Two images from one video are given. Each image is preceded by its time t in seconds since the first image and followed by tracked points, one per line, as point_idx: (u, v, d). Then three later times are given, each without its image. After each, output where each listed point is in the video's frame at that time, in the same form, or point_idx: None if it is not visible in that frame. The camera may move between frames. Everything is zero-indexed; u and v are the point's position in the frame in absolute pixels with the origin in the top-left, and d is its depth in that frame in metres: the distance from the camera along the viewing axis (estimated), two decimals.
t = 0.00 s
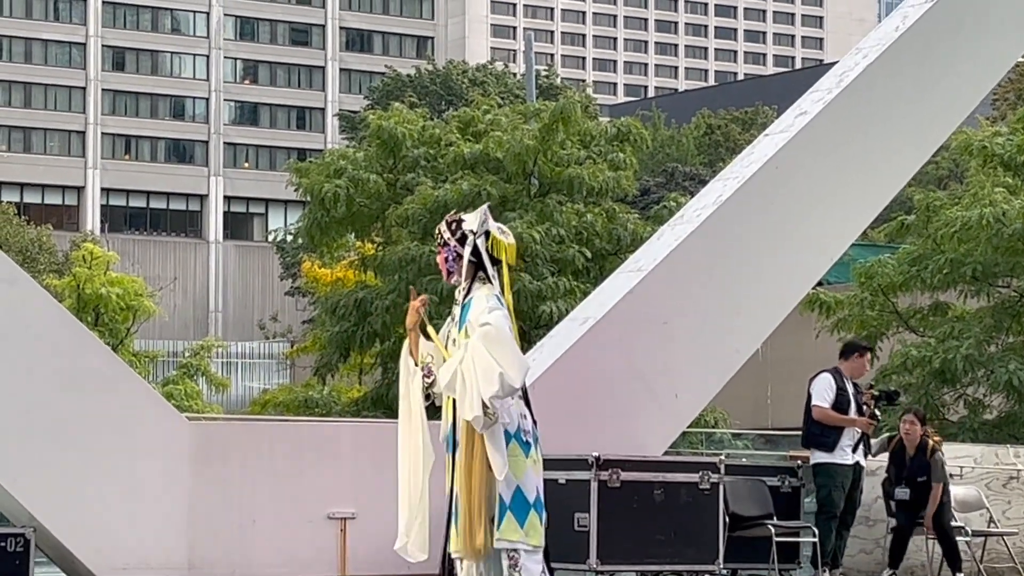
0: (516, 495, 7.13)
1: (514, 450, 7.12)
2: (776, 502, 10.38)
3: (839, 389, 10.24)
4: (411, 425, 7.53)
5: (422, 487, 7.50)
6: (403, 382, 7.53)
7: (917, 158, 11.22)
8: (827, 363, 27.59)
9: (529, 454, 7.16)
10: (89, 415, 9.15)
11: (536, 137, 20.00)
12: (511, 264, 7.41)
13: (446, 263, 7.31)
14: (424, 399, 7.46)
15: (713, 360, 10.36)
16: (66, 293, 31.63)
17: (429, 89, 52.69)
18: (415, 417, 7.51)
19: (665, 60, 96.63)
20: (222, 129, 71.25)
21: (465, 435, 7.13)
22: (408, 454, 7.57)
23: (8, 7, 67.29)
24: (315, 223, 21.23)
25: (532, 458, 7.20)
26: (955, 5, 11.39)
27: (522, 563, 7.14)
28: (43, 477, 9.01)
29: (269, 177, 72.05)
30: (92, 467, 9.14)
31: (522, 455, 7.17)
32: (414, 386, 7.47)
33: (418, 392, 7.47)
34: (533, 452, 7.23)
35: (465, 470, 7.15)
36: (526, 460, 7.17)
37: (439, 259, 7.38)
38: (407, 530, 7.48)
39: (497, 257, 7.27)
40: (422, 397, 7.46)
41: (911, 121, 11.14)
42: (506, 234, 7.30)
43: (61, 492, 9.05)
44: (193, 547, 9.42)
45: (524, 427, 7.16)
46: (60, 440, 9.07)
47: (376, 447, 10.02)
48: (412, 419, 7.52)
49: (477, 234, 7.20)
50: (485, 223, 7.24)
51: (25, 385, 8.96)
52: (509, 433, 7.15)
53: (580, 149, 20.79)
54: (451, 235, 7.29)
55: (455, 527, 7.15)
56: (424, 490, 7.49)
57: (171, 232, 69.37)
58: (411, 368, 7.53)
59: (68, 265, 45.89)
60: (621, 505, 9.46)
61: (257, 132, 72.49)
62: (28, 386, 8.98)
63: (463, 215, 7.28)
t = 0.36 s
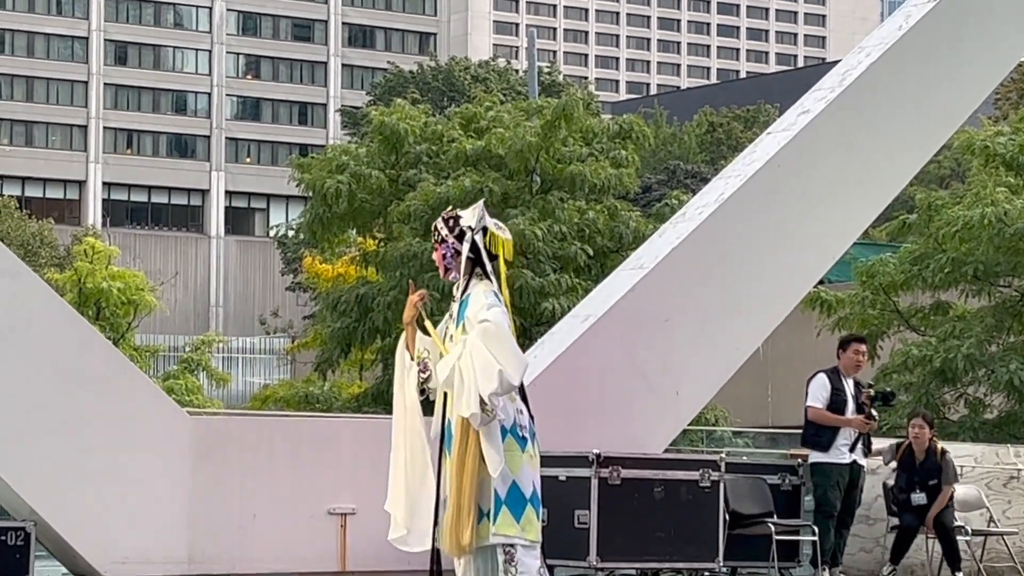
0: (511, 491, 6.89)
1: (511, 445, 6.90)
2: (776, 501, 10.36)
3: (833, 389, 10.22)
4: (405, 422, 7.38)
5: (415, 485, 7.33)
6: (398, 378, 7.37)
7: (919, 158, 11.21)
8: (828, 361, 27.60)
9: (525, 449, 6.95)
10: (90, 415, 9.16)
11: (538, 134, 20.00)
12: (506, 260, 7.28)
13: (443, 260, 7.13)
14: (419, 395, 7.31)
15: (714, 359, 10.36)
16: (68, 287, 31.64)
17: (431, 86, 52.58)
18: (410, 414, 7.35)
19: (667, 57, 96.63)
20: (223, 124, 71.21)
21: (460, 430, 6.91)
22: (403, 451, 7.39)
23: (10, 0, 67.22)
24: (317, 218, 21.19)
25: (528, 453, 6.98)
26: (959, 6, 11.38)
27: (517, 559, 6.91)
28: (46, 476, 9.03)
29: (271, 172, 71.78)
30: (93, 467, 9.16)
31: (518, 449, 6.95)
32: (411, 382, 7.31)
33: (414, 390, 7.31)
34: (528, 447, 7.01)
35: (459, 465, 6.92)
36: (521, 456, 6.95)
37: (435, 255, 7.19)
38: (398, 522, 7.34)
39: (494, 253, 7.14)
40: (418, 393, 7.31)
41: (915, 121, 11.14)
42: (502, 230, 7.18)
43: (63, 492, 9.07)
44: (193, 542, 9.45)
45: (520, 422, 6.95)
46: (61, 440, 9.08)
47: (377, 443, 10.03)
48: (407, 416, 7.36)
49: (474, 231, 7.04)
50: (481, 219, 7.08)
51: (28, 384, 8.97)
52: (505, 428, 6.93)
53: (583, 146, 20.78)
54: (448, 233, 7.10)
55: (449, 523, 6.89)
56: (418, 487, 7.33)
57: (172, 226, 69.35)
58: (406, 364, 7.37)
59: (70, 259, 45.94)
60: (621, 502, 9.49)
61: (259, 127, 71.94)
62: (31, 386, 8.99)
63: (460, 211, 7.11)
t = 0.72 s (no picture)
0: (509, 481, 6.78)
1: (508, 436, 6.77)
2: (776, 494, 10.26)
3: (826, 384, 10.06)
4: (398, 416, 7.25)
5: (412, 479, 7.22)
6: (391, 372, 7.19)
7: (922, 153, 11.21)
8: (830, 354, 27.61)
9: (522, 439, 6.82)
10: (91, 405, 9.28)
11: (541, 125, 19.98)
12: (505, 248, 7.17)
13: (444, 248, 7.01)
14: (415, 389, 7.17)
15: (716, 351, 10.37)
16: (70, 275, 31.69)
17: (434, 76, 52.48)
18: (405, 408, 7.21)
19: (671, 49, 96.55)
20: (226, 113, 71.19)
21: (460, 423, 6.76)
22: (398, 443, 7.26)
23: None
24: (319, 208, 21.15)
25: (524, 443, 6.86)
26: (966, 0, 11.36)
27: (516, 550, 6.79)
28: (46, 467, 9.15)
29: (273, 161, 71.89)
30: (93, 447, 9.27)
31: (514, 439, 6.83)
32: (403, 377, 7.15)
33: (407, 384, 7.15)
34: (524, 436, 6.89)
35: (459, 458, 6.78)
36: (518, 446, 6.82)
37: (434, 244, 7.08)
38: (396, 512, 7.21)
39: (494, 244, 7.02)
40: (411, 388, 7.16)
41: (918, 115, 11.12)
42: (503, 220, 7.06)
43: (62, 481, 9.20)
44: (193, 529, 9.52)
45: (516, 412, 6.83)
46: (60, 430, 9.20)
47: (377, 433, 10.09)
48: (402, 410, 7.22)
49: (476, 220, 6.93)
50: (483, 210, 6.98)
51: (28, 373, 9.11)
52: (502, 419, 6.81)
53: (586, 137, 20.79)
54: (449, 220, 6.99)
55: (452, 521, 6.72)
56: (413, 479, 7.22)
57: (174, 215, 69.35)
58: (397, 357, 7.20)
59: (71, 247, 45.93)
60: (622, 493, 9.53)
61: (263, 116, 72.17)
62: (31, 375, 9.12)
63: (461, 200, 7.00)
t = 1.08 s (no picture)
0: (507, 472, 5.64)
1: (505, 426, 5.69)
2: (777, 481, 10.32)
3: (817, 372, 9.96)
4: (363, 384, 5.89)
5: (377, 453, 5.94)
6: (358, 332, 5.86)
7: (927, 139, 11.21)
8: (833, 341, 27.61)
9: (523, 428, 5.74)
10: (93, 387, 9.49)
11: (544, 109, 20.02)
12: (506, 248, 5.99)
13: (445, 235, 5.81)
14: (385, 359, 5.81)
15: (717, 337, 10.39)
16: (74, 258, 31.77)
17: (438, 60, 52.38)
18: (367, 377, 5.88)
19: (675, 35, 96.44)
20: (230, 96, 71.15)
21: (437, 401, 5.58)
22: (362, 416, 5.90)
23: None
24: (322, 191, 21.19)
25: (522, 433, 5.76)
26: None
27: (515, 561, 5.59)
28: (49, 449, 9.37)
29: (277, 145, 71.91)
30: (93, 427, 9.47)
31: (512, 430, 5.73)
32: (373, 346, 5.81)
33: (374, 350, 5.82)
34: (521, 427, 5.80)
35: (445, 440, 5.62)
36: (516, 436, 5.73)
37: (433, 230, 5.87)
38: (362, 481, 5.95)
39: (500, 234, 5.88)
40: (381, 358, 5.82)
41: (924, 101, 11.12)
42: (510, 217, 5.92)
43: (64, 459, 9.41)
44: (194, 511, 9.69)
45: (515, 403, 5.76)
46: (62, 409, 9.42)
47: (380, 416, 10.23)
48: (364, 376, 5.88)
49: (485, 207, 5.80)
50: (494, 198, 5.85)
51: (32, 355, 9.34)
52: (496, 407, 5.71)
53: (590, 122, 20.79)
54: (456, 206, 5.82)
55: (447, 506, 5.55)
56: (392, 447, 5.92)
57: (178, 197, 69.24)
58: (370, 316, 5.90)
59: (75, 229, 45.94)
60: (622, 478, 9.57)
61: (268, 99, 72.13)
62: (33, 357, 9.35)
63: (470, 188, 5.86)
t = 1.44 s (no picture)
0: (501, 450, 5.50)
1: (503, 404, 5.53)
2: (778, 467, 10.32)
3: (804, 361, 9.93)
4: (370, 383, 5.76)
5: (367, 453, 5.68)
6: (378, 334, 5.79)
7: (929, 127, 11.20)
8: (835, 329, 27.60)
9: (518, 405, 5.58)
10: (95, 371, 9.57)
11: (547, 95, 19.94)
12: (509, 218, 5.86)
13: (446, 211, 5.67)
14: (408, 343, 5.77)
15: (719, 322, 10.40)
16: (75, 241, 31.79)
17: (441, 45, 52.14)
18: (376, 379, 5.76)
19: (678, 21, 96.18)
20: (232, 80, 70.95)
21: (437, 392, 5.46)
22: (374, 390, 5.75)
23: None
24: (324, 175, 21.21)
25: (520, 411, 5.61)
26: None
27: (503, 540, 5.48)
28: (54, 430, 9.46)
29: (279, 129, 71.85)
30: (94, 412, 9.55)
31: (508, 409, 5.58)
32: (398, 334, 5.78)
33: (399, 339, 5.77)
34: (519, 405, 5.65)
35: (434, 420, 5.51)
36: (513, 414, 5.58)
37: (434, 206, 5.72)
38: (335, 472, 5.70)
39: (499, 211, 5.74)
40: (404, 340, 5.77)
41: (925, 89, 11.12)
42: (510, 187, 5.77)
43: (66, 442, 9.49)
44: (195, 496, 9.78)
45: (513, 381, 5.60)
46: (64, 393, 9.49)
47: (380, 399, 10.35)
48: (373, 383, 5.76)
49: (482, 182, 5.64)
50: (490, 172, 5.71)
51: (33, 341, 9.40)
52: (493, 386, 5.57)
53: (593, 108, 20.78)
54: (456, 180, 5.66)
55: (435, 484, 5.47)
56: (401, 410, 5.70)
57: (179, 182, 69.32)
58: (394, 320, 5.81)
59: (77, 213, 45.86)
60: (623, 464, 9.57)
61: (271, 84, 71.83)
62: (34, 341, 9.41)
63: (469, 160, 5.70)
